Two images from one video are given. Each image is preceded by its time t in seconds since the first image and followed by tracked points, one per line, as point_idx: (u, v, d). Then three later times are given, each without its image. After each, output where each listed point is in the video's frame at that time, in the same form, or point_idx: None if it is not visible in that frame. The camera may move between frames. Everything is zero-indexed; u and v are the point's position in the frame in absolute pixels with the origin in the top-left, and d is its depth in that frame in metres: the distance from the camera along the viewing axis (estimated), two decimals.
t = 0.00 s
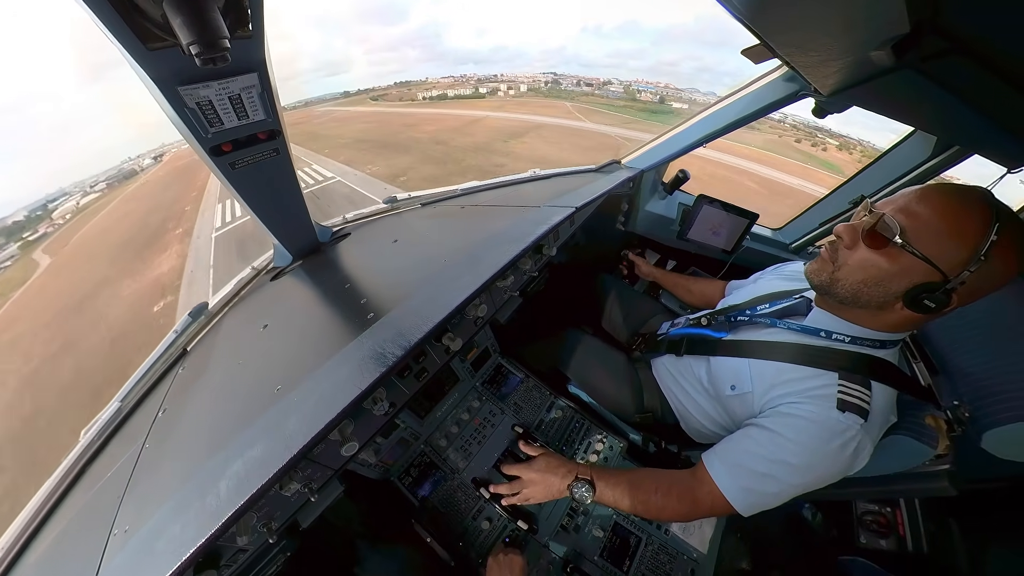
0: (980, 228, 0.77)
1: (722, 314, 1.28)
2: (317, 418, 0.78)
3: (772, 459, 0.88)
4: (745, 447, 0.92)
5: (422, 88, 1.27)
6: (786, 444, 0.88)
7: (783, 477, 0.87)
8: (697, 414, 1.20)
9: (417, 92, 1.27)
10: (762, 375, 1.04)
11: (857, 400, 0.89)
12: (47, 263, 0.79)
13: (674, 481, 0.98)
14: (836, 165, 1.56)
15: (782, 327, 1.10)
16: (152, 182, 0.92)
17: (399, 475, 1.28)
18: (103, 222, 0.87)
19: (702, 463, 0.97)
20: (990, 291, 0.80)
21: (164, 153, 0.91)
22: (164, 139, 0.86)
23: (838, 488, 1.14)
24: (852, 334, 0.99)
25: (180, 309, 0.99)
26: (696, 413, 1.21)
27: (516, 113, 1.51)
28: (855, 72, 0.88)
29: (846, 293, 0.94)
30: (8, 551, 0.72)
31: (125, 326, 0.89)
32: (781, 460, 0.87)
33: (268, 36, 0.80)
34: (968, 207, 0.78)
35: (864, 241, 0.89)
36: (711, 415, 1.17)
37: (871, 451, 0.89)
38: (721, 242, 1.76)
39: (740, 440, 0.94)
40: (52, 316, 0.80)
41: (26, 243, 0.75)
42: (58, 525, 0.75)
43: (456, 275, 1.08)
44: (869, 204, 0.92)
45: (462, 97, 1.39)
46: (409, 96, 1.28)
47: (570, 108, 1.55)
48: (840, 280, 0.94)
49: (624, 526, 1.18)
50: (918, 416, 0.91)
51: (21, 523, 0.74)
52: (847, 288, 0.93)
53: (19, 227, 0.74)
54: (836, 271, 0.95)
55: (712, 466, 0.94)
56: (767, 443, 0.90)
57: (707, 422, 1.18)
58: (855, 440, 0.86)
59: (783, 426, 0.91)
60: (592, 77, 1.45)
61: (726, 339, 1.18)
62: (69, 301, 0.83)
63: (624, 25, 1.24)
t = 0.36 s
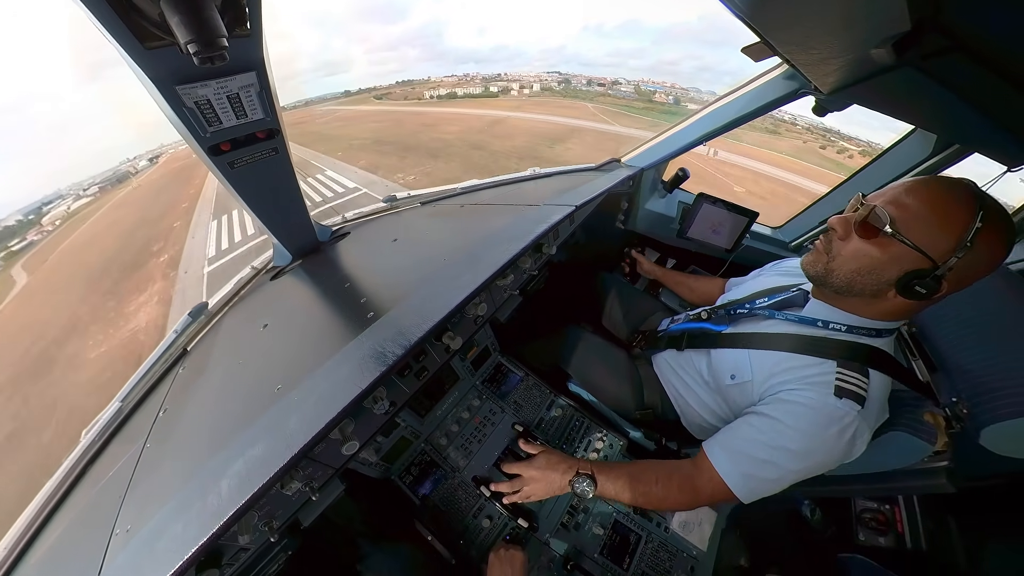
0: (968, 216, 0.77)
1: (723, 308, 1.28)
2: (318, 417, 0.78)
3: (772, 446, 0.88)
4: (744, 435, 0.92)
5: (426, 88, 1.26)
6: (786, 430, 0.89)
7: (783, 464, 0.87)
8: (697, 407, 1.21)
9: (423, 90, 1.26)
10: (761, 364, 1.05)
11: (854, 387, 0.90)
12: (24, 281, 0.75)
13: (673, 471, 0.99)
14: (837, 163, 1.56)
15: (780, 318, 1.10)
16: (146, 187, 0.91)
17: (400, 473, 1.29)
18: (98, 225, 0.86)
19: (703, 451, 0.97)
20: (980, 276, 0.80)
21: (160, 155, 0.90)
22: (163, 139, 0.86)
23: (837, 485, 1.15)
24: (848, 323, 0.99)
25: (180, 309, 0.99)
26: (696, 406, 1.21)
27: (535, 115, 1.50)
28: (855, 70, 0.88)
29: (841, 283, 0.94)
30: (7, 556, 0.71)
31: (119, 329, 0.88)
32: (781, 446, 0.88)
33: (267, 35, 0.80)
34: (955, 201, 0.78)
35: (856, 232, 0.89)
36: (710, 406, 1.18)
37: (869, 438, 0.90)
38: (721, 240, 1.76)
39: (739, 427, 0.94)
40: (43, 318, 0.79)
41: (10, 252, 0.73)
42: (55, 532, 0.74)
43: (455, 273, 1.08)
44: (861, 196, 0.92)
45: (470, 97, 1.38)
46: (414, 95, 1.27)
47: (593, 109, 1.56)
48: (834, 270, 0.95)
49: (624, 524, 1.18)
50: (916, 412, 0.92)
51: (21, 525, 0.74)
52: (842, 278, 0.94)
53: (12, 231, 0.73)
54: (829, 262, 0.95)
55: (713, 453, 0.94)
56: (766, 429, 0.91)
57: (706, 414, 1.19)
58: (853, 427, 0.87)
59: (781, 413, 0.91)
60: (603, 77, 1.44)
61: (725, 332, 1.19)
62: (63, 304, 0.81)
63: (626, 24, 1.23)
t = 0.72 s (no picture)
0: (977, 221, 0.76)
1: (723, 309, 1.27)
2: (319, 416, 0.78)
3: (772, 452, 0.88)
4: (744, 441, 0.92)
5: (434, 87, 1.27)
6: (787, 437, 0.89)
7: (783, 470, 0.87)
8: (698, 410, 1.21)
9: (429, 89, 1.27)
10: (761, 369, 1.05)
11: (856, 394, 0.89)
12: None
13: (673, 473, 0.99)
14: (841, 160, 1.55)
15: (782, 321, 1.09)
16: (141, 190, 0.89)
17: (401, 471, 1.29)
18: (89, 232, 0.83)
19: (703, 456, 0.98)
20: (987, 282, 0.80)
21: (158, 156, 0.88)
22: (163, 140, 0.86)
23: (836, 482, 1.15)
24: (851, 328, 0.99)
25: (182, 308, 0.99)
26: (697, 409, 1.21)
27: (556, 116, 1.52)
28: (858, 67, 0.87)
29: (846, 288, 0.94)
30: (12, 556, 0.72)
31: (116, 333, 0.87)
32: (781, 453, 0.88)
33: (265, 34, 0.80)
34: (964, 201, 0.77)
35: (862, 236, 0.88)
36: (712, 410, 1.18)
37: (870, 444, 0.89)
38: (721, 238, 1.76)
39: (739, 433, 0.95)
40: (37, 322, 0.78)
41: None
42: (57, 534, 0.74)
43: (455, 272, 1.08)
44: (866, 199, 0.92)
45: (482, 95, 1.39)
46: (421, 95, 1.26)
47: (614, 111, 1.55)
48: (839, 274, 0.94)
49: (624, 521, 1.19)
50: (917, 412, 0.92)
51: (26, 524, 0.74)
52: (846, 282, 0.93)
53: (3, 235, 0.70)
54: (834, 266, 0.95)
55: (713, 459, 0.95)
56: (766, 435, 0.91)
57: (708, 418, 1.19)
58: (855, 434, 0.86)
59: (783, 419, 0.91)
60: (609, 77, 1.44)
61: (727, 334, 1.18)
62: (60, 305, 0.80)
63: (628, 24, 1.22)
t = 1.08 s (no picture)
0: (979, 216, 0.76)
1: (724, 305, 1.28)
2: (322, 415, 0.78)
3: (776, 447, 0.89)
4: (745, 436, 0.93)
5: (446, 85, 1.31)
6: (789, 431, 0.89)
7: (785, 465, 0.88)
8: (699, 406, 1.21)
9: (440, 88, 1.31)
10: (765, 364, 1.05)
11: (858, 389, 0.89)
12: None
13: (675, 470, 0.99)
14: (844, 155, 1.54)
15: (784, 318, 1.09)
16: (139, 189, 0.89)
17: (404, 469, 1.30)
18: (83, 231, 0.83)
19: (704, 451, 0.98)
20: (989, 277, 0.80)
21: (155, 157, 0.88)
22: (163, 141, 0.86)
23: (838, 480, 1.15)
24: (853, 323, 0.99)
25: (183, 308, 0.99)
26: (699, 406, 1.21)
27: (579, 116, 1.57)
28: (861, 62, 0.86)
29: (848, 283, 0.94)
30: (19, 554, 0.73)
31: (116, 334, 0.87)
32: (784, 448, 0.88)
33: (264, 33, 0.79)
34: (968, 199, 0.77)
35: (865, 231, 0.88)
36: (713, 407, 1.18)
37: (873, 439, 0.90)
38: (722, 234, 1.77)
39: (741, 428, 0.94)
40: (38, 322, 0.78)
41: None
42: (64, 532, 0.75)
43: (456, 270, 1.07)
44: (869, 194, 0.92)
45: (495, 95, 1.44)
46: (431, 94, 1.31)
47: (640, 113, 1.60)
48: (841, 270, 0.94)
49: (625, 518, 1.20)
50: (918, 409, 0.93)
51: (33, 523, 0.76)
52: (849, 277, 0.93)
53: None
54: (836, 261, 0.94)
55: (714, 454, 0.95)
56: (768, 430, 0.91)
57: (709, 415, 1.19)
58: (858, 428, 0.87)
59: (785, 414, 0.91)
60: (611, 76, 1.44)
61: (728, 331, 1.19)
62: (61, 305, 0.81)
63: (631, 23, 1.22)
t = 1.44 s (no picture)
0: (984, 225, 0.76)
1: (723, 307, 1.28)
2: (321, 416, 0.78)
3: (772, 452, 0.89)
4: (743, 442, 0.93)
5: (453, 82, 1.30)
6: (785, 437, 0.89)
7: (783, 470, 0.88)
8: (700, 408, 1.21)
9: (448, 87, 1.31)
10: (764, 367, 1.05)
11: (856, 394, 0.89)
12: None
13: (674, 474, 0.99)
14: (842, 157, 1.55)
15: (784, 321, 1.09)
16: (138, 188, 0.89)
17: (403, 470, 1.30)
18: (80, 230, 0.83)
19: (704, 457, 0.97)
20: (992, 287, 0.80)
21: (153, 158, 0.88)
22: (163, 141, 0.86)
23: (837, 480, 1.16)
24: (853, 329, 0.99)
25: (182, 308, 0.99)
26: (699, 408, 1.22)
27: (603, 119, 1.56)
28: (859, 64, 0.87)
29: (850, 290, 0.94)
30: (14, 557, 0.72)
31: (114, 334, 0.87)
32: (782, 455, 0.88)
33: (263, 33, 0.79)
34: (970, 208, 0.77)
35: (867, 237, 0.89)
36: (713, 408, 1.18)
37: (871, 445, 0.90)
38: (721, 235, 1.76)
39: (739, 434, 0.94)
40: (36, 321, 0.78)
41: None
42: (60, 534, 0.75)
43: (455, 272, 1.07)
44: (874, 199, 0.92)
45: (508, 94, 1.44)
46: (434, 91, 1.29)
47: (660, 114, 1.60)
48: (843, 277, 0.94)
49: (625, 519, 1.19)
50: (917, 409, 0.93)
51: (28, 526, 0.75)
52: (851, 284, 0.93)
53: None
54: (839, 268, 0.95)
55: (713, 461, 0.94)
56: (766, 436, 0.91)
57: (709, 415, 1.20)
58: (854, 434, 0.87)
59: (782, 419, 0.91)
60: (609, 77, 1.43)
61: (727, 333, 1.18)
62: (59, 304, 0.81)
63: (634, 23, 1.23)
